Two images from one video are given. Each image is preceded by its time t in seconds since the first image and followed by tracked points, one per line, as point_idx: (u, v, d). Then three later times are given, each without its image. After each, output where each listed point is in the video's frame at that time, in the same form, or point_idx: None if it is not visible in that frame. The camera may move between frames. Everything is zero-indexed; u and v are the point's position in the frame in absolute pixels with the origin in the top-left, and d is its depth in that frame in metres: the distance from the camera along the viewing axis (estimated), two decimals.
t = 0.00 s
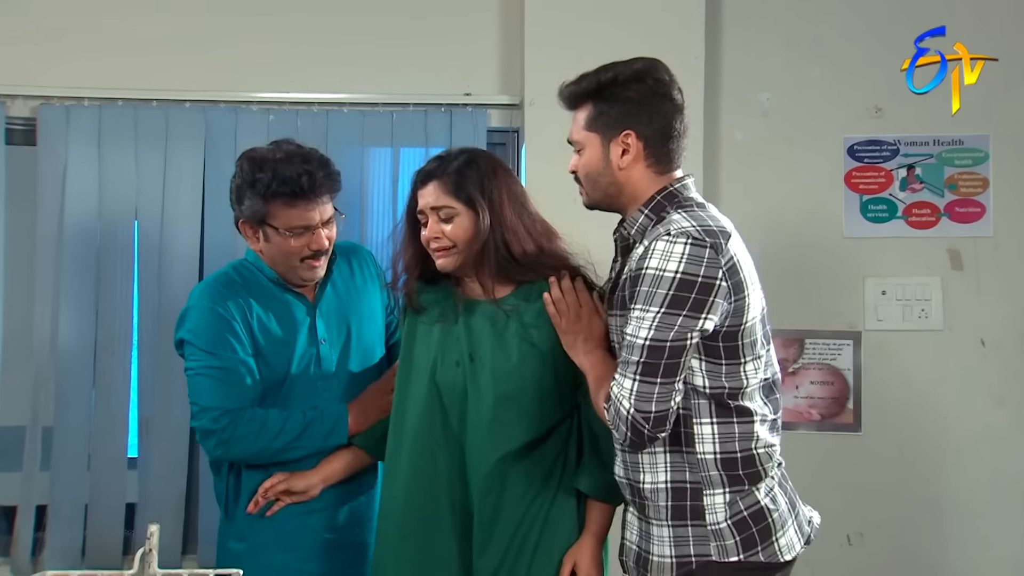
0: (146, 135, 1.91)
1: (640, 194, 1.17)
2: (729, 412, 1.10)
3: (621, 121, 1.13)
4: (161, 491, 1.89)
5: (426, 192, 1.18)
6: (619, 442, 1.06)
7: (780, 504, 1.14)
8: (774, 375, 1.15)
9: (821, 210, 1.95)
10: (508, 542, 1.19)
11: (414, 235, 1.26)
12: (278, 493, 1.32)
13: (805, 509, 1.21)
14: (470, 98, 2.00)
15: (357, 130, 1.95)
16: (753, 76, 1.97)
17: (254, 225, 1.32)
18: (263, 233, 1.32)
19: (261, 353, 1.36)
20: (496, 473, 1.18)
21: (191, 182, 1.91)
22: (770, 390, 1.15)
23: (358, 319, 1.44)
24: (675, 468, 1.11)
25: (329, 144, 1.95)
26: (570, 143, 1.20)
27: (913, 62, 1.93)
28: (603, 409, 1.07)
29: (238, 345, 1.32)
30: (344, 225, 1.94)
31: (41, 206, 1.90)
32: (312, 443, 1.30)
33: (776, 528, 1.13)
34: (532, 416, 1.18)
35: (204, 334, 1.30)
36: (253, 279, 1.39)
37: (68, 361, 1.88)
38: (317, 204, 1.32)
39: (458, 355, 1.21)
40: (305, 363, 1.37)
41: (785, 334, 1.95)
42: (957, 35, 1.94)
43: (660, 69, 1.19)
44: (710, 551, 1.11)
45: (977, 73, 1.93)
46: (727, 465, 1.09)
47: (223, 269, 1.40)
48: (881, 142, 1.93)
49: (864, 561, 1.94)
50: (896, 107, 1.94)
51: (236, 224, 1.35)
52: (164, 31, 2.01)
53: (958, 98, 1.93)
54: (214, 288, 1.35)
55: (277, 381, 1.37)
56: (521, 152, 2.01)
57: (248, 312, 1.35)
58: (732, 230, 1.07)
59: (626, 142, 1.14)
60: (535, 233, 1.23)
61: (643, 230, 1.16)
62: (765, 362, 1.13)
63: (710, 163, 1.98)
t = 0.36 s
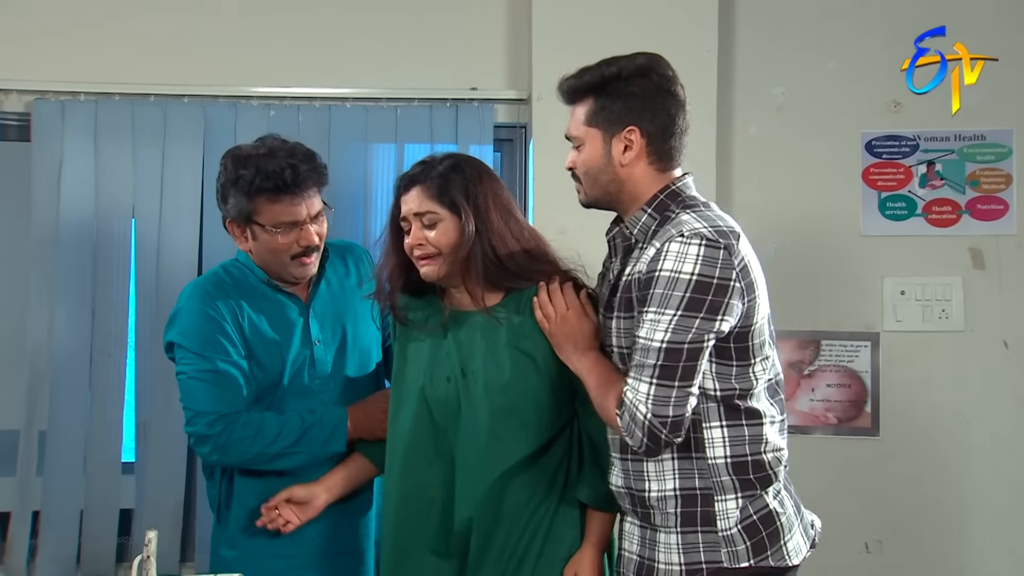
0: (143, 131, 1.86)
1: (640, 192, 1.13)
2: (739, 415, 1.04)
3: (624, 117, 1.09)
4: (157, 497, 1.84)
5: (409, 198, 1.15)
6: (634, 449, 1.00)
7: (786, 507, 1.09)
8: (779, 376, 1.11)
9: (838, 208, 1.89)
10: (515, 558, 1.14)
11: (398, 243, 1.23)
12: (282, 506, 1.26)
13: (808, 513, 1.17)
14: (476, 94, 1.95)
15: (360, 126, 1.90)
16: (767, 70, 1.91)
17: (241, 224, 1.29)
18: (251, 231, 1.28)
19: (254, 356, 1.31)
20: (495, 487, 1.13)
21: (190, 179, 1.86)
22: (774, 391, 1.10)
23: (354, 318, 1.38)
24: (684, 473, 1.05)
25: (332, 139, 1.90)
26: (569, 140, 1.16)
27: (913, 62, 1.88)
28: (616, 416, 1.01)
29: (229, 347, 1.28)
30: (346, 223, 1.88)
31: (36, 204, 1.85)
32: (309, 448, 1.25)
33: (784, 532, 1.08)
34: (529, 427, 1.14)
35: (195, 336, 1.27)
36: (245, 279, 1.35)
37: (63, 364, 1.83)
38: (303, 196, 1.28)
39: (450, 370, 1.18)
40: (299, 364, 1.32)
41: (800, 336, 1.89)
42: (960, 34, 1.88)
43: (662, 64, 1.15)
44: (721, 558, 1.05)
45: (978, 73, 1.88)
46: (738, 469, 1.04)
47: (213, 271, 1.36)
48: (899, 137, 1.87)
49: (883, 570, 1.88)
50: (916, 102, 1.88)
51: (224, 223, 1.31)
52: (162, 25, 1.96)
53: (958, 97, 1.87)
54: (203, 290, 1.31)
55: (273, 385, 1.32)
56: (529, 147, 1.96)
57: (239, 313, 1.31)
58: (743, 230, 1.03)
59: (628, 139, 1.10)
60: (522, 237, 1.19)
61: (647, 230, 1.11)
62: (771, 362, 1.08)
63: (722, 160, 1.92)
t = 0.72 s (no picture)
0: (148, 128, 1.82)
1: (650, 190, 1.09)
2: (742, 419, 1.01)
3: (636, 116, 1.05)
4: (162, 502, 1.80)
5: (431, 210, 1.16)
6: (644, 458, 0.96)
7: (788, 507, 1.07)
8: (783, 380, 1.07)
9: (860, 205, 1.84)
10: None
11: (421, 256, 1.22)
12: (327, 519, 1.26)
13: (809, 513, 1.15)
14: (487, 89, 1.90)
15: (370, 123, 1.85)
16: (786, 64, 1.86)
17: (244, 220, 1.30)
18: (255, 226, 1.29)
19: (274, 359, 1.29)
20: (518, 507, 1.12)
21: (196, 177, 1.82)
22: (779, 396, 1.07)
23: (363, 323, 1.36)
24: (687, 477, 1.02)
25: (340, 137, 1.85)
26: (574, 138, 1.11)
27: (914, 61, 1.83)
28: (625, 422, 0.96)
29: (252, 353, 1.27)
30: (356, 220, 1.84)
31: (38, 204, 1.80)
32: (345, 454, 1.25)
33: (786, 532, 1.05)
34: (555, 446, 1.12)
35: (217, 341, 1.26)
36: (257, 281, 1.33)
37: (66, 366, 1.79)
38: (297, 178, 1.29)
39: (476, 383, 1.16)
40: (317, 364, 1.31)
41: (822, 337, 1.84)
42: (959, 34, 1.83)
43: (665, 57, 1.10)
44: (724, 561, 1.03)
45: (978, 72, 1.83)
46: (741, 472, 1.01)
47: (221, 275, 1.34)
48: (923, 133, 1.82)
49: None
50: (940, 96, 1.83)
51: (230, 225, 1.33)
52: (166, 20, 1.91)
53: (959, 97, 1.82)
54: (220, 295, 1.29)
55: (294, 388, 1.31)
56: (541, 143, 1.91)
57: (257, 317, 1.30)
58: (749, 232, 0.99)
59: (640, 138, 1.06)
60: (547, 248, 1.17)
61: (654, 229, 1.08)
62: (776, 365, 1.05)
63: (740, 157, 1.87)
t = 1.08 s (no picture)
0: (148, 124, 1.78)
1: (665, 191, 1.05)
2: (746, 410, 0.99)
3: (648, 115, 1.01)
4: (162, 506, 1.76)
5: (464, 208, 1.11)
6: (580, 417, 1.00)
7: (808, 511, 1.03)
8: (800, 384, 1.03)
9: (877, 202, 1.79)
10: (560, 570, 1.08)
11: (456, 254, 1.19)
12: (341, 510, 1.23)
13: (836, 527, 1.11)
14: (494, 84, 1.85)
15: (374, 119, 1.81)
16: (801, 58, 1.82)
17: (269, 217, 1.27)
18: (280, 224, 1.27)
19: (300, 357, 1.27)
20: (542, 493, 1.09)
21: (197, 174, 1.78)
22: (794, 401, 1.02)
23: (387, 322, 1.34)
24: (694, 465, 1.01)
25: (344, 132, 1.81)
26: (592, 139, 1.08)
27: (913, 62, 1.78)
28: (567, 384, 1.00)
29: (281, 349, 1.25)
30: (360, 218, 1.80)
31: (34, 202, 1.76)
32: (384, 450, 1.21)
33: (805, 535, 1.01)
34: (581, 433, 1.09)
35: (243, 337, 1.25)
36: (277, 281, 1.32)
37: (63, 368, 1.75)
38: (325, 177, 1.26)
39: (501, 369, 1.13)
40: (343, 364, 1.29)
41: (837, 338, 1.80)
42: (970, 29, 1.79)
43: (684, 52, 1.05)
44: (734, 553, 0.99)
45: (977, 72, 1.78)
46: (748, 463, 0.98)
47: (241, 275, 1.32)
48: (942, 128, 1.78)
49: None
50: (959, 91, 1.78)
51: (252, 222, 1.30)
52: (164, 15, 1.87)
53: (958, 98, 1.78)
54: (240, 296, 1.28)
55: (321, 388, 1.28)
56: (550, 137, 1.87)
57: (280, 312, 1.28)
58: (755, 230, 0.96)
59: (653, 138, 1.02)
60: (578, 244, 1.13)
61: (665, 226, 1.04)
62: (787, 365, 1.01)
63: (753, 153, 1.83)
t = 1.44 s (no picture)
0: (141, 120, 1.74)
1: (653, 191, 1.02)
2: (740, 409, 0.95)
3: (640, 115, 0.98)
4: (155, 510, 1.72)
5: (475, 192, 1.06)
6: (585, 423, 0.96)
7: (808, 511, 1.00)
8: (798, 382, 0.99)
9: (883, 200, 1.76)
10: (563, 557, 1.03)
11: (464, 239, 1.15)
12: (328, 511, 1.15)
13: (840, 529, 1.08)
14: (494, 80, 1.82)
15: (371, 116, 1.78)
16: (806, 53, 1.78)
17: (291, 214, 1.19)
18: (302, 222, 1.18)
19: (307, 356, 1.19)
20: (545, 477, 1.04)
21: (191, 172, 1.75)
22: (791, 399, 0.98)
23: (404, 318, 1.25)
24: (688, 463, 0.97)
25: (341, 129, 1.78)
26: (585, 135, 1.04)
27: (913, 62, 1.75)
28: (568, 388, 0.96)
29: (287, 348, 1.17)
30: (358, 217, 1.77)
31: (25, 199, 1.73)
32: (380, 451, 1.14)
33: (803, 534, 0.98)
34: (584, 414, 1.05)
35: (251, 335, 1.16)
36: (294, 280, 1.23)
37: (55, 368, 1.71)
38: (352, 175, 1.18)
39: (503, 348, 1.09)
40: (352, 361, 1.20)
41: (842, 338, 1.76)
42: (977, 25, 1.75)
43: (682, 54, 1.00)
44: (729, 553, 0.97)
45: (978, 72, 1.75)
46: (742, 462, 0.95)
47: (257, 272, 1.24)
48: (950, 125, 1.74)
49: None
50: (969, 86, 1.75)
51: (274, 218, 1.22)
52: (157, 9, 1.84)
53: (959, 99, 1.75)
54: (254, 291, 1.20)
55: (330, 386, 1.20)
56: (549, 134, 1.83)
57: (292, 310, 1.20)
58: (739, 226, 0.92)
59: (643, 139, 0.98)
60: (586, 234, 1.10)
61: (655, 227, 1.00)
62: (783, 364, 0.96)
63: (757, 150, 1.80)
